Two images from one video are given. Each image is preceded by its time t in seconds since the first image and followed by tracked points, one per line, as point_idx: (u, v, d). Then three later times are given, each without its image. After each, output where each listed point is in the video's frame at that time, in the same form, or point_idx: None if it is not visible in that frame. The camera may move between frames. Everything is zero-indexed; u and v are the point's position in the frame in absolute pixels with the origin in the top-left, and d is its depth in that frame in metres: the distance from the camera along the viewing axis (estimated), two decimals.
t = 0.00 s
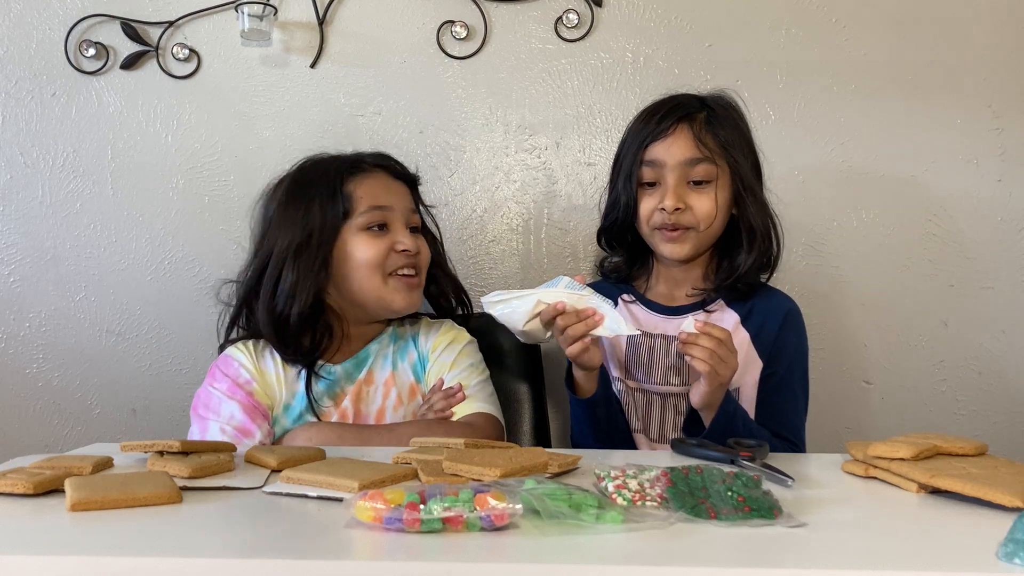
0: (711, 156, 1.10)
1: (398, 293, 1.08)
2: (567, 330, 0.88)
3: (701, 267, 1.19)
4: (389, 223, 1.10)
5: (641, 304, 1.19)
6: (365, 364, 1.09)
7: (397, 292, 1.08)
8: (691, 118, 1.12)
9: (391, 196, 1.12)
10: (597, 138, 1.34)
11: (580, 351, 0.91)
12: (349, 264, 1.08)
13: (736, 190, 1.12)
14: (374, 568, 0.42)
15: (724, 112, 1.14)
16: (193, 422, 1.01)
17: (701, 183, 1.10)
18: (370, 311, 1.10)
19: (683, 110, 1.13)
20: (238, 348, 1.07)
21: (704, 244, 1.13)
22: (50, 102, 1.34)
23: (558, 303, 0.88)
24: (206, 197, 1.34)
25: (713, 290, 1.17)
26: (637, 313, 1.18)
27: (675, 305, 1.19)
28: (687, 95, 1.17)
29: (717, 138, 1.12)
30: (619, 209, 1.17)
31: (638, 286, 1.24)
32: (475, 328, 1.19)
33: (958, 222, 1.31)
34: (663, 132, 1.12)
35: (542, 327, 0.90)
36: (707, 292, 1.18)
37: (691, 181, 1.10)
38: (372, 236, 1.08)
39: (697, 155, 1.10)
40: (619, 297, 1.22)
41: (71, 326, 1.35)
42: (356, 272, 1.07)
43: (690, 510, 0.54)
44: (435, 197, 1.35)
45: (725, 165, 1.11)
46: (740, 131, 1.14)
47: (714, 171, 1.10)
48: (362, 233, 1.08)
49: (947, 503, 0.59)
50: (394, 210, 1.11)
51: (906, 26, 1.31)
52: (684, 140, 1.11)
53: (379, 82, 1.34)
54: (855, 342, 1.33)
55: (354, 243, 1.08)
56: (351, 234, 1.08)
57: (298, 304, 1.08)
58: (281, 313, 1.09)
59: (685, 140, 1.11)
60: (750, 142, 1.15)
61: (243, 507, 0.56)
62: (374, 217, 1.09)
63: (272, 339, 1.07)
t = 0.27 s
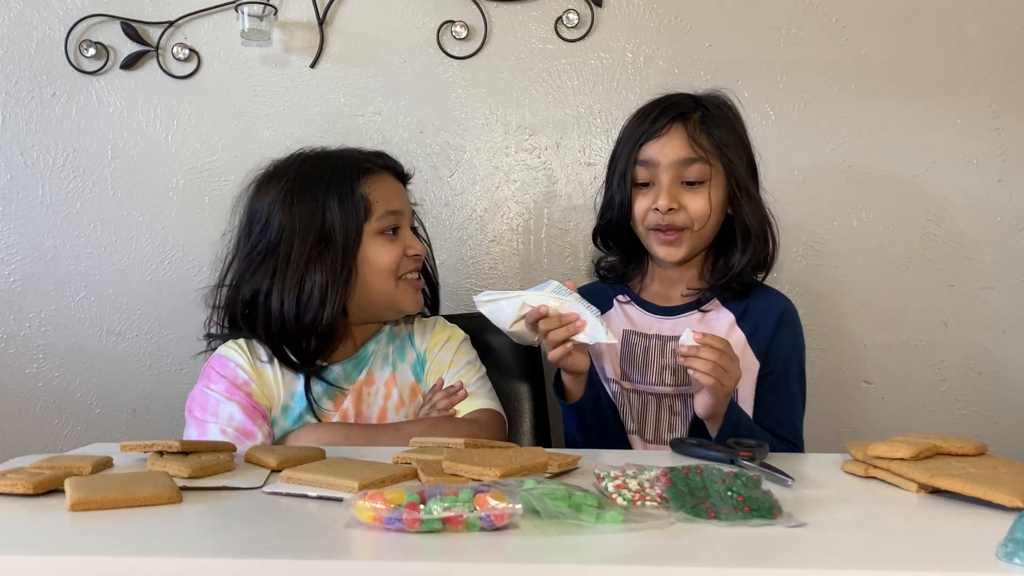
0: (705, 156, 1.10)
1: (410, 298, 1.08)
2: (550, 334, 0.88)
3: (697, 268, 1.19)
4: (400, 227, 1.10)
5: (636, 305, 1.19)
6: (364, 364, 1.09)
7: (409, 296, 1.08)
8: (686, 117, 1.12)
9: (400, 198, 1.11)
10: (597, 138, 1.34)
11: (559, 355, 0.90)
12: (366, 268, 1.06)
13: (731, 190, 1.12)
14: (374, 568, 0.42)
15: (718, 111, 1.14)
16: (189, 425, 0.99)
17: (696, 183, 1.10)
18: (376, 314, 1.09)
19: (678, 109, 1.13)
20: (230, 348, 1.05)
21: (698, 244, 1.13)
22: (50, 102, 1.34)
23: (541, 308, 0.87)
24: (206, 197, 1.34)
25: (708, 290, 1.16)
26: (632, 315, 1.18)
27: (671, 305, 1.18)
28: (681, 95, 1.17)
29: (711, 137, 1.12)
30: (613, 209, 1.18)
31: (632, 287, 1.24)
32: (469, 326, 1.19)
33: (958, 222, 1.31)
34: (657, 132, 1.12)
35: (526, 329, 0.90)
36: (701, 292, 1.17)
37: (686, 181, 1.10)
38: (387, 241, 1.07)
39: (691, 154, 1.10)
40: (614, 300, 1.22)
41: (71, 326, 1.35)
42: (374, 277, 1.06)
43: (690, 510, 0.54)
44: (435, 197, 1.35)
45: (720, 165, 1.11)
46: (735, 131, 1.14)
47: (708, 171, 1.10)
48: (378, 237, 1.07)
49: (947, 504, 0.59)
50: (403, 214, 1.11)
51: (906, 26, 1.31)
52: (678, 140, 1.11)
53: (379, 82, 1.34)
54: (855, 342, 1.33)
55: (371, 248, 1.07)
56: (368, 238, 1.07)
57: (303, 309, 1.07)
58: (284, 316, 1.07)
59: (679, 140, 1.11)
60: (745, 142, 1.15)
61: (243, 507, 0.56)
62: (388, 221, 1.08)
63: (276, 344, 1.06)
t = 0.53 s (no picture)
0: (694, 156, 1.10)
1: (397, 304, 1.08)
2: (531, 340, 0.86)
3: (689, 266, 1.19)
4: (390, 232, 1.08)
5: (628, 304, 1.19)
6: (362, 368, 1.09)
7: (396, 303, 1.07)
8: (675, 117, 1.12)
9: (391, 202, 1.09)
10: (597, 138, 1.34)
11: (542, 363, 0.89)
12: (354, 275, 1.06)
13: (721, 189, 1.12)
14: (374, 567, 0.42)
15: (708, 110, 1.14)
16: (189, 434, 0.99)
17: (685, 183, 1.10)
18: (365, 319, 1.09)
19: (667, 109, 1.13)
20: (228, 353, 1.05)
21: (688, 243, 1.13)
22: (50, 102, 1.34)
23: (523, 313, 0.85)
24: (206, 197, 1.34)
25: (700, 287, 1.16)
26: (625, 314, 1.19)
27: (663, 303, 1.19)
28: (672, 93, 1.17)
29: (700, 137, 1.11)
30: (604, 208, 1.18)
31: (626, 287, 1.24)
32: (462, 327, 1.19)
33: (958, 222, 1.31)
34: (646, 132, 1.12)
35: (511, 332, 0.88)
36: (693, 289, 1.17)
37: (675, 181, 1.10)
38: (376, 247, 1.06)
39: (680, 154, 1.10)
40: (608, 299, 1.22)
41: (71, 326, 1.35)
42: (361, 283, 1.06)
43: (690, 510, 0.54)
44: (435, 198, 1.35)
45: (709, 164, 1.11)
46: (724, 129, 1.14)
47: (698, 170, 1.10)
48: (366, 242, 1.06)
49: (947, 503, 0.59)
50: (394, 219, 1.09)
51: (906, 25, 1.31)
52: (667, 140, 1.11)
53: (379, 82, 1.34)
54: (855, 342, 1.33)
55: (359, 254, 1.06)
56: (356, 244, 1.06)
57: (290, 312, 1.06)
58: (270, 320, 1.07)
59: (668, 141, 1.11)
60: (735, 140, 1.15)
61: (242, 507, 0.56)
62: (378, 227, 1.07)
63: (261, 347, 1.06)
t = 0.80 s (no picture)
0: (676, 152, 1.09)
1: (357, 319, 1.04)
2: (514, 351, 0.84)
3: (677, 262, 1.19)
4: (349, 244, 1.02)
5: (617, 301, 1.20)
6: (354, 370, 1.07)
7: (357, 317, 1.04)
8: (658, 113, 1.11)
9: (353, 210, 1.03)
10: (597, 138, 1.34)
11: (524, 375, 0.89)
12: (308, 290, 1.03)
13: (706, 185, 1.11)
14: (375, 567, 0.42)
15: (693, 104, 1.13)
16: (179, 429, 0.99)
17: (668, 181, 1.09)
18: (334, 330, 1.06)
19: (650, 105, 1.12)
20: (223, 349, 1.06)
21: (672, 239, 1.13)
22: (50, 102, 1.34)
23: (507, 323, 0.83)
24: (206, 197, 1.34)
25: (688, 282, 1.15)
26: (615, 310, 1.19)
27: (653, 298, 1.19)
28: (659, 88, 1.16)
29: (684, 133, 1.10)
30: (591, 207, 1.19)
31: (618, 283, 1.24)
32: (461, 330, 1.18)
33: (958, 222, 1.31)
34: (629, 129, 1.11)
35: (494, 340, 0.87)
36: (681, 284, 1.16)
37: (657, 179, 1.09)
38: (330, 262, 1.02)
39: (662, 151, 1.09)
40: (600, 296, 1.22)
41: (71, 326, 1.35)
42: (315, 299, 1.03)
43: (690, 509, 0.54)
44: (435, 198, 1.35)
45: (693, 160, 1.10)
46: (711, 124, 1.13)
47: (681, 167, 1.09)
48: (321, 257, 1.02)
49: (947, 503, 0.59)
50: (354, 229, 1.02)
51: (906, 25, 1.31)
52: (649, 137, 1.10)
53: (379, 82, 1.34)
54: (855, 343, 1.33)
55: (313, 269, 1.02)
56: (310, 258, 1.02)
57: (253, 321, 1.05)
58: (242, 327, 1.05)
59: (649, 137, 1.10)
60: (723, 135, 1.14)
61: (243, 507, 0.56)
62: (333, 240, 1.02)
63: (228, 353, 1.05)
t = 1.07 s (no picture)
0: (670, 147, 1.09)
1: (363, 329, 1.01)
2: (506, 349, 0.84)
3: (670, 258, 1.18)
4: (358, 253, 0.99)
5: (610, 296, 1.20)
6: (348, 376, 1.05)
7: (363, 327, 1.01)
8: (653, 107, 1.11)
9: (363, 217, 1.00)
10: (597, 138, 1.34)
11: (515, 375, 0.88)
12: (313, 299, 1.00)
13: (700, 180, 1.11)
14: (375, 567, 0.42)
15: (690, 99, 1.13)
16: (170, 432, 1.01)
17: (661, 176, 1.09)
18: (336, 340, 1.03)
19: (646, 99, 1.12)
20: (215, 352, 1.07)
21: (663, 236, 1.12)
22: (50, 102, 1.33)
23: (497, 321, 0.83)
24: (206, 197, 1.34)
25: (680, 278, 1.15)
26: (608, 305, 1.20)
27: (645, 294, 1.19)
28: (656, 82, 1.16)
29: (679, 127, 1.10)
30: (586, 199, 1.19)
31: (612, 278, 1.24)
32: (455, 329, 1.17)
33: (958, 222, 1.31)
34: (623, 122, 1.11)
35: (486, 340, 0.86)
36: (673, 279, 1.16)
37: (651, 174, 1.09)
38: (338, 271, 0.99)
39: (656, 146, 1.09)
40: (593, 291, 1.23)
41: (71, 326, 1.35)
42: (322, 308, 1.00)
43: (690, 509, 0.54)
44: (435, 197, 1.35)
45: (688, 156, 1.10)
46: (707, 119, 1.12)
47: (675, 162, 1.08)
48: (328, 265, 0.99)
49: (947, 504, 0.59)
50: (363, 238, 0.99)
51: (906, 25, 1.31)
52: (643, 131, 1.10)
53: (379, 81, 1.33)
54: (855, 343, 1.33)
55: (319, 278, 0.99)
56: (317, 267, 0.99)
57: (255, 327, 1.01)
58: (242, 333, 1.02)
59: (644, 131, 1.10)
60: (719, 131, 1.13)
61: (243, 507, 0.56)
62: (342, 248, 0.99)
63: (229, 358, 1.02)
